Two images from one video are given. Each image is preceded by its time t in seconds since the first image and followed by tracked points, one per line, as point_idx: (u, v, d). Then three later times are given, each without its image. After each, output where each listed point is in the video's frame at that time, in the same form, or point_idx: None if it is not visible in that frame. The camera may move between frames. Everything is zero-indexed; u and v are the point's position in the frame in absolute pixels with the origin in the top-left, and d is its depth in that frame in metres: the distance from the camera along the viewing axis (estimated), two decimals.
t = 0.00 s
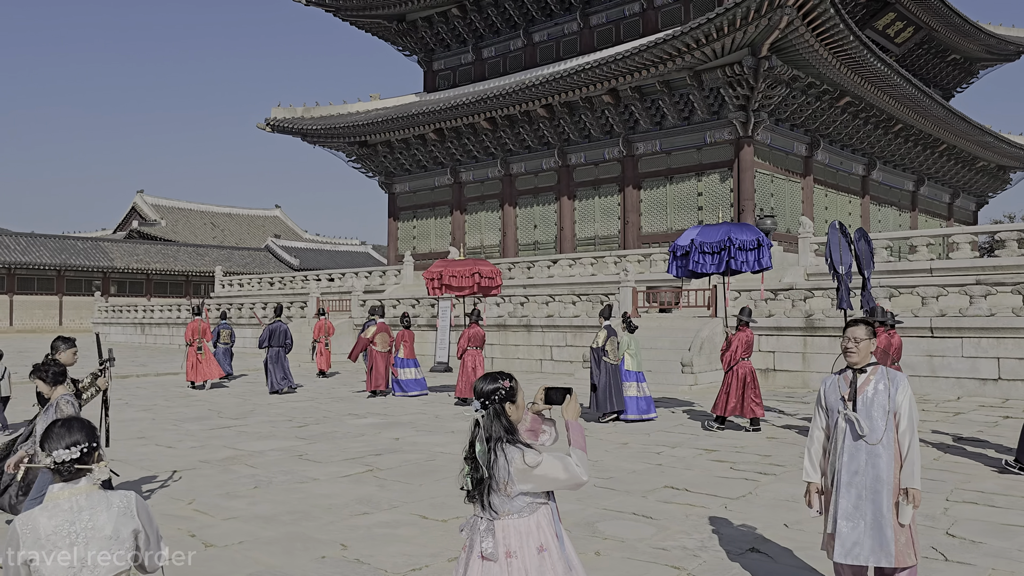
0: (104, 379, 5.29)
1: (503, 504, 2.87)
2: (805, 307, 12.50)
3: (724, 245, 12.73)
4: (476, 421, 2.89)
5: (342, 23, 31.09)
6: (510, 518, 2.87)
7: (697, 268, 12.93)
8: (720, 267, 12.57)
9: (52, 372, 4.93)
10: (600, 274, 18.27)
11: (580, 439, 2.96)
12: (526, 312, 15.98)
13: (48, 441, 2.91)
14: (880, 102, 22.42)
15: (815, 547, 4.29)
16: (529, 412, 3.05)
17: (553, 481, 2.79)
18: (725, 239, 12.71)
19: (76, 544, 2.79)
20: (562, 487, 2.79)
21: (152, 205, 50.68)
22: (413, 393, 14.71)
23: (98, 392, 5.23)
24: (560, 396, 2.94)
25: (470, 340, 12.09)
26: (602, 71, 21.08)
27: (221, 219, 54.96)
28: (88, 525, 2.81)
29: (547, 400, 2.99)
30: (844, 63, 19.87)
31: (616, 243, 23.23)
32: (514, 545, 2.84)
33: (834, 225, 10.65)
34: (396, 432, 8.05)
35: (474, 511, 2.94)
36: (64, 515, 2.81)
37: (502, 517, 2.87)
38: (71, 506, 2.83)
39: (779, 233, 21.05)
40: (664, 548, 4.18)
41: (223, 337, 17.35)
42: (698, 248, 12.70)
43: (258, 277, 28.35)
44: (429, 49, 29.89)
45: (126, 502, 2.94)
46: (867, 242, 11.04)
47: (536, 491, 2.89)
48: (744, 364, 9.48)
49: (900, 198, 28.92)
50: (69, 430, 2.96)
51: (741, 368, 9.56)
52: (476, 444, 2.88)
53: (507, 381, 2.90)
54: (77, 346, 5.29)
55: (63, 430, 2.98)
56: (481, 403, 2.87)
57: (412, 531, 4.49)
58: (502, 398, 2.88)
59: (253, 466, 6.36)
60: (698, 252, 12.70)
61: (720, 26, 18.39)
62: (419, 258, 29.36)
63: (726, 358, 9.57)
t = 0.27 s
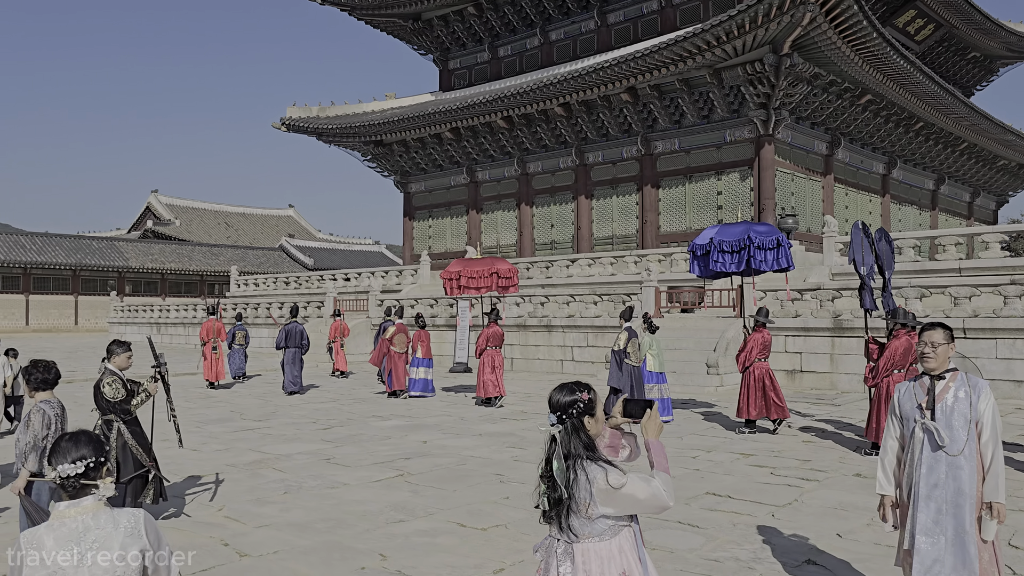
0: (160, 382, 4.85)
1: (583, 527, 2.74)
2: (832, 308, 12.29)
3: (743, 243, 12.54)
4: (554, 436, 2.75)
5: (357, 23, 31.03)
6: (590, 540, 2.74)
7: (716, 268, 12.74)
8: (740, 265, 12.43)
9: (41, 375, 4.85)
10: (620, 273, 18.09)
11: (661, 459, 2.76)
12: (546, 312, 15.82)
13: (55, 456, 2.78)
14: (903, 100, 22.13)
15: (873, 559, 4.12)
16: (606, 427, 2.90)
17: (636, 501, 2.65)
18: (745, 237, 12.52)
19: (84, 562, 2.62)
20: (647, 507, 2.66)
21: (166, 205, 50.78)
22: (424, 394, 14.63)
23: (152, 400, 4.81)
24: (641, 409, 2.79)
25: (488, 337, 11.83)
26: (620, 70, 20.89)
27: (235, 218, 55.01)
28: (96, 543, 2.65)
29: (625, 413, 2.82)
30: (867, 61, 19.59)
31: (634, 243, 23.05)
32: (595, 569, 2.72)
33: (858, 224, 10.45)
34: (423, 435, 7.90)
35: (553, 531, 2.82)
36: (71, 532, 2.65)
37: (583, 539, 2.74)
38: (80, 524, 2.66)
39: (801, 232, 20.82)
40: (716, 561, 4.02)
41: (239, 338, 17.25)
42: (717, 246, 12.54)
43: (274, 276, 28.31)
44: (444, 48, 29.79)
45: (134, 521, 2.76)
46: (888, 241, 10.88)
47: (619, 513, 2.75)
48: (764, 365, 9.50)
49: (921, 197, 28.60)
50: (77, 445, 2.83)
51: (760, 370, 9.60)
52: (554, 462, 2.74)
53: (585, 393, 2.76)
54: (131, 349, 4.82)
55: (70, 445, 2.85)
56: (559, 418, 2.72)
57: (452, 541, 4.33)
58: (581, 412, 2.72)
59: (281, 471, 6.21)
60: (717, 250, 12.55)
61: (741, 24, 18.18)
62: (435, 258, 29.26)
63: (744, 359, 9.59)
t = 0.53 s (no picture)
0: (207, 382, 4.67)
1: (673, 540, 2.60)
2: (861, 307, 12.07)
3: (762, 241, 12.33)
4: (639, 440, 2.64)
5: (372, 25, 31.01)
6: (682, 555, 2.59)
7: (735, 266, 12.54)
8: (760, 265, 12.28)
9: (38, 380, 4.60)
10: (641, 274, 17.92)
11: (754, 465, 2.63)
12: (567, 313, 15.67)
13: (88, 445, 2.69)
14: (925, 98, 21.84)
15: (937, 567, 3.96)
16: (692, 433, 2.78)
17: (731, 510, 2.49)
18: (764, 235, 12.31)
19: (116, 556, 2.49)
20: (743, 517, 2.50)
21: (181, 209, 50.94)
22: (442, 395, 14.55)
23: (199, 400, 4.63)
24: (730, 411, 2.66)
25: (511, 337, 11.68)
26: (639, 69, 20.72)
27: (250, 222, 55.12)
28: (128, 534, 2.52)
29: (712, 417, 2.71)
30: (890, 58, 19.32)
31: (653, 243, 22.87)
32: None
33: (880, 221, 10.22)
34: (452, 438, 7.76)
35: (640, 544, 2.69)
36: (103, 524, 2.53)
37: (673, 552, 2.60)
38: (111, 516, 2.54)
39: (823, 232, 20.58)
40: (774, 569, 3.87)
41: (256, 340, 17.16)
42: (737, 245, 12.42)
43: (291, 279, 28.28)
44: (460, 49, 29.71)
45: (167, 513, 2.61)
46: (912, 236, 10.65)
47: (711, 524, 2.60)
48: (786, 366, 9.52)
49: (942, 195, 28.27)
50: (112, 434, 2.74)
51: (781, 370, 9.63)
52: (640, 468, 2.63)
53: (671, 394, 2.64)
54: (183, 346, 4.60)
55: (107, 433, 2.75)
56: (644, 420, 2.62)
57: (496, 549, 4.19)
58: (668, 414, 2.62)
59: (312, 476, 6.09)
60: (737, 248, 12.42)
61: (761, 21, 17.98)
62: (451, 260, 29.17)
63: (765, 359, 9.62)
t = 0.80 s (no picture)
0: (250, 392, 4.56)
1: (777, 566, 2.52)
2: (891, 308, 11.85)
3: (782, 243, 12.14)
4: (737, 462, 2.57)
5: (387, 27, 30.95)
6: None
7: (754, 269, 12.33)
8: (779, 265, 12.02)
9: (40, 387, 4.43)
10: (662, 275, 17.73)
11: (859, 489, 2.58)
12: (588, 314, 15.50)
13: (148, 468, 2.72)
14: (948, 95, 21.52)
15: None
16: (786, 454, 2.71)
17: (842, 538, 2.42)
18: (784, 237, 12.12)
19: None
20: (854, 544, 2.43)
21: (196, 213, 51.09)
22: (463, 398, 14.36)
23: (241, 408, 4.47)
24: (829, 430, 2.59)
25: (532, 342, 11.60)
26: (656, 68, 20.53)
27: (264, 225, 55.21)
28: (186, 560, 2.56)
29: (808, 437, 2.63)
30: (912, 55, 19.05)
31: (671, 244, 22.68)
32: None
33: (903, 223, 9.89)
34: (481, 444, 7.63)
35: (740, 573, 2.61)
36: (162, 549, 2.57)
37: None
38: (170, 539, 2.59)
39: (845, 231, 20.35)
40: None
41: (273, 344, 17.10)
42: (755, 246, 12.16)
43: (307, 282, 28.24)
44: (475, 50, 29.60)
45: (225, 538, 2.66)
46: (933, 236, 10.37)
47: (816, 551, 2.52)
48: (807, 368, 9.47)
49: (964, 193, 27.91)
50: (168, 455, 2.75)
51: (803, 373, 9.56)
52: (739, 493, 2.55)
53: (770, 412, 2.59)
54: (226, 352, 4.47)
55: (163, 454, 2.78)
56: (741, 440, 2.56)
57: (541, 562, 4.05)
58: (766, 433, 2.55)
59: (342, 484, 5.95)
60: (754, 250, 12.17)
61: (781, 19, 17.75)
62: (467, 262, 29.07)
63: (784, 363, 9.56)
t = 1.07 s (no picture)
0: (287, 397, 4.46)
1: None
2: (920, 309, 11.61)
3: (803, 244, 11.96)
4: (847, 477, 2.46)
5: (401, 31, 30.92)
6: None
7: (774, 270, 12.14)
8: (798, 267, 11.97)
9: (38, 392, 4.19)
10: (683, 277, 17.55)
11: (976, 503, 2.47)
12: (609, 318, 15.34)
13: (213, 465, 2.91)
14: (970, 94, 21.24)
15: None
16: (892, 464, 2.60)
17: (964, 559, 2.35)
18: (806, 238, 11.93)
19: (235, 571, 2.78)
20: (976, 566, 2.35)
21: (210, 218, 51.21)
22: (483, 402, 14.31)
23: (278, 415, 4.37)
24: (940, 442, 2.46)
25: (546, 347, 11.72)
26: (673, 69, 20.37)
27: (278, 230, 55.30)
28: (248, 553, 2.80)
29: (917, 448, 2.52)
30: (934, 53, 18.80)
31: (689, 246, 22.49)
32: None
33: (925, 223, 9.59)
34: (509, 450, 7.50)
35: None
36: (225, 543, 2.81)
37: None
38: (232, 534, 2.83)
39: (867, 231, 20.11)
40: None
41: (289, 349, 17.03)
42: (775, 247, 12.15)
43: (323, 287, 28.19)
44: (489, 53, 29.51)
45: (284, 533, 2.89)
46: (955, 235, 10.07)
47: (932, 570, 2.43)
48: (830, 368, 9.44)
49: (985, 193, 27.58)
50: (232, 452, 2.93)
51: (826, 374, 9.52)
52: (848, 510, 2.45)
53: (880, 422, 2.47)
54: (267, 358, 4.42)
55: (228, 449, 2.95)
56: (847, 453, 2.46)
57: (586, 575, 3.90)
58: (876, 445, 2.45)
59: (372, 492, 5.82)
60: (775, 251, 12.16)
61: (801, 18, 17.55)
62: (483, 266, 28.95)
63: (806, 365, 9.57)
